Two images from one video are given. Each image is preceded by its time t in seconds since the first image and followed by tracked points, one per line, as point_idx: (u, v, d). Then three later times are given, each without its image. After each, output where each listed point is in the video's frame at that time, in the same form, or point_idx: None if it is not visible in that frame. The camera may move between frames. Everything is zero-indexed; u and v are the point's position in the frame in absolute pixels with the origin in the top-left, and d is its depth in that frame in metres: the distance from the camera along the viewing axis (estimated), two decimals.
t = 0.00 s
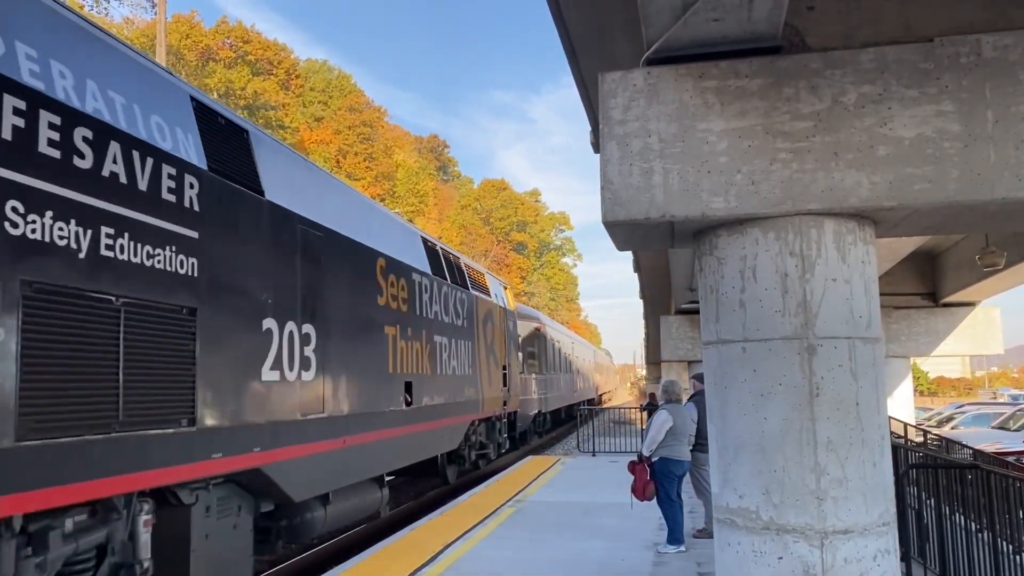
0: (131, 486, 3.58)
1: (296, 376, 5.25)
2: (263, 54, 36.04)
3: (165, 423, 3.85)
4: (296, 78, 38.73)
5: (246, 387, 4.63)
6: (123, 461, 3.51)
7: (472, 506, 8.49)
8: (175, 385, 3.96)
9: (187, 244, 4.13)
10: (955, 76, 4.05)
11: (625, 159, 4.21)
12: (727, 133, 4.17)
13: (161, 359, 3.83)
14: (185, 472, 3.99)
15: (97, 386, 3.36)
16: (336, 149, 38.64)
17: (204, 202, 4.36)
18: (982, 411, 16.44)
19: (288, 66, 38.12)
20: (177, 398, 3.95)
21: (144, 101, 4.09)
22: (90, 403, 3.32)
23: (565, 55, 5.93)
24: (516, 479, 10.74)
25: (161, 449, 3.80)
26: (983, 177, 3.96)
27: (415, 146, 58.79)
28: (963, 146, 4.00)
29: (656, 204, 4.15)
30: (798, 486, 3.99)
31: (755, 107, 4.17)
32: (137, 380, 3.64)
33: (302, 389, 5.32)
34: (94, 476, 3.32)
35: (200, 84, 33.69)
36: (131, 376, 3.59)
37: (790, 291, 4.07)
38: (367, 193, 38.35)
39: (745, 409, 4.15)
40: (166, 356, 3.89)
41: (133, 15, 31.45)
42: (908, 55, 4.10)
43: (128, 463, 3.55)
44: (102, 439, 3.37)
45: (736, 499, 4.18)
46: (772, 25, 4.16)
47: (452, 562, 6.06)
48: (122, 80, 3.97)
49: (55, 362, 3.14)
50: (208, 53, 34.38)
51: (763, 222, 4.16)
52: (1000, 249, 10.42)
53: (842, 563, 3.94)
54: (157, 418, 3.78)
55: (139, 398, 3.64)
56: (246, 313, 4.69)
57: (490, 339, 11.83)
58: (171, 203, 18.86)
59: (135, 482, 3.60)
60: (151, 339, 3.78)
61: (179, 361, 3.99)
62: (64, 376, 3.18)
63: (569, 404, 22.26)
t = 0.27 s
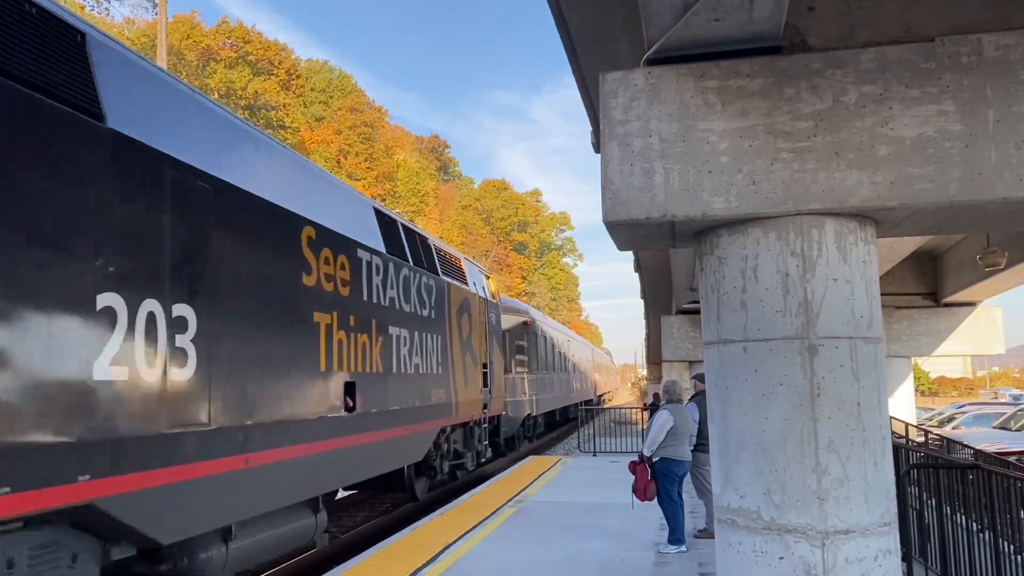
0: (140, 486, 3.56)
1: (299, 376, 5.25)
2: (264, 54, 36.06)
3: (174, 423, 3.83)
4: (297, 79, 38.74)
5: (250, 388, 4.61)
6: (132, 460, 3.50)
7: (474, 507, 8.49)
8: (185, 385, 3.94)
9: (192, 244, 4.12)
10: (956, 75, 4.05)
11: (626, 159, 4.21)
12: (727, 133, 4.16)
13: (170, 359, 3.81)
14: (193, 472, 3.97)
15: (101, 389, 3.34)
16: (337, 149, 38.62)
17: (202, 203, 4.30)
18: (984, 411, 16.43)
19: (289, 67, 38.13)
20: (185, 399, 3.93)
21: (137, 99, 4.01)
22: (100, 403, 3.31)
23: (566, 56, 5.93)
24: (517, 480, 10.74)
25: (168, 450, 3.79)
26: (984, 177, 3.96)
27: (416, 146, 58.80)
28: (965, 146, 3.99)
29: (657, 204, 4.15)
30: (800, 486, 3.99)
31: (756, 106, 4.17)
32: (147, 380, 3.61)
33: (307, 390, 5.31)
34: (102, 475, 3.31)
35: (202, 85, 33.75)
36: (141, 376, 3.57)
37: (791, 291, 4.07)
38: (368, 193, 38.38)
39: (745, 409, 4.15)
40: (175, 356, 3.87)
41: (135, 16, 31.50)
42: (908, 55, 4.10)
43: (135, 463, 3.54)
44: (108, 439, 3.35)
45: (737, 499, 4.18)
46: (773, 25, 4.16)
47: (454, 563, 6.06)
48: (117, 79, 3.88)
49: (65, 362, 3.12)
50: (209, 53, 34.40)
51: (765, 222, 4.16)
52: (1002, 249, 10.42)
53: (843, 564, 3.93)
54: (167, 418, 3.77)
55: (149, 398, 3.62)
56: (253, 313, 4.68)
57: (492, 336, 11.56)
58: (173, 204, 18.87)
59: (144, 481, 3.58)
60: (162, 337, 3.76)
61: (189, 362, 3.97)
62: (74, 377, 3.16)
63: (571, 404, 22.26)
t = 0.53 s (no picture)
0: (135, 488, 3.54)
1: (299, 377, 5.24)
2: (264, 54, 36.05)
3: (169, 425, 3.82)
4: (297, 79, 38.74)
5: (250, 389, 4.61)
6: (128, 462, 3.48)
7: (474, 507, 8.49)
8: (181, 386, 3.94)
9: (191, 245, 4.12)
10: (957, 75, 4.05)
11: (626, 159, 4.21)
12: (728, 133, 4.16)
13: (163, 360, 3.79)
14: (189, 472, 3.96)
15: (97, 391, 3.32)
16: (338, 149, 38.60)
17: (200, 202, 4.27)
18: (984, 411, 16.43)
19: (289, 67, 38.14)
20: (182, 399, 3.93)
21: (131, 98, 3.94)
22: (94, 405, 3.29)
23: (566, 56, 5.93)
24: (518, 480, 10.73)
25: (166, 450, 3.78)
26: (985, 177, 3.95)
27: (417, 146, 58.81)
28: (966, 145, 3.99)
29: (658, 204, 4.15)
30: (801, 486, 3.98)
31: (756, 106, 4.17)
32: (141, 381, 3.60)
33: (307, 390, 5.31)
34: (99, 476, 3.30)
35: (202, 84, 33.77)
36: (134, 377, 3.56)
37: (792, 291, 4.07)
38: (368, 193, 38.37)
39: (746, 409, 4.15)
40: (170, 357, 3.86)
41: (135, 16, 31.50)
42: (909, 54, 4.10)
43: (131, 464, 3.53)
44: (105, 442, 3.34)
45: (738, 499, 4.18)
46: (774, 25, 4.16)
47: (454, 563, 6.06)
48: (110, 78, 3.82)
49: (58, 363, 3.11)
50: (210, 53, 34.41)
51: (766, 222, 4.16)
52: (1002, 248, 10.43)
53: (844, 563, 3.93)
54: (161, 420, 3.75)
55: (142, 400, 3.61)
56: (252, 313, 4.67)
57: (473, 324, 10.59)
58: (173, 204, 18.89)
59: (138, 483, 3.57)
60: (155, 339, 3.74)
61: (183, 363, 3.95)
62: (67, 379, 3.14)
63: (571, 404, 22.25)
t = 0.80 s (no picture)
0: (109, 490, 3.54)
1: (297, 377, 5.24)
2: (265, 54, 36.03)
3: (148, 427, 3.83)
4: (297, 79, 38.72)
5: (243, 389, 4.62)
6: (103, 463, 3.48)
7: (473, 507, 8.49)
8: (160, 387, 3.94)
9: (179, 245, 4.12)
10: (958, 75, 4.04)
11: (626, 159, 4.21)
12: (728, 133, 4.16)
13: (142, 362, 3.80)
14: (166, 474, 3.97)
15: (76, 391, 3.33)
16: (338, 149, 38.56)
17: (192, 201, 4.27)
18: (985, 411, 16.42)
19: (289, 67, 38.14)
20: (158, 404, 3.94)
21: (116, 94, 3.98)
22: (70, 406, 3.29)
23: (568, 56, 5.93)
24: (518, 480, 10.73)
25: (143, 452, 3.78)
26: (986, 176, 3.95)
27: (417, 146, 58.81)
28: (966, 145, 3.99)
29: (658, 204, 4.15)
30: (801, 486, 3.98)
31: (757, 106, 4.17)
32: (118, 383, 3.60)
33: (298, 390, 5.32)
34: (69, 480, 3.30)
35: (202, 84, 33.73)
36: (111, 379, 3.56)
37: (793, 291, 4.07)
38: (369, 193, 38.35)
39: (747, 409, 4.15)
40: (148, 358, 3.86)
41: (136, 16, 31.47)
42: (910, 54, 4.10)
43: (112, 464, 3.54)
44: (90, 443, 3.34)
45: (739, 499, 4.18)
46: (775, 25, 4.15)
47: (453, 563, 6.06)
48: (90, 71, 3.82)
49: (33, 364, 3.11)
50: (210, 53, 34.41)
51: (766, 222, 4.16)
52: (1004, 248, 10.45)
53: (845, 564, 3.93)
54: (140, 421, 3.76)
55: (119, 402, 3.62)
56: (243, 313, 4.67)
57: (445, 315, 9.53)
58: (173, 203, 18.89)
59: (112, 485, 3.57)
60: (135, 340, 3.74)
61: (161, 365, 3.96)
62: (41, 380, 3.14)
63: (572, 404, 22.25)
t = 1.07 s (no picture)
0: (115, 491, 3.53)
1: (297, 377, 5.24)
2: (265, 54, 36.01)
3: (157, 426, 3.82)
4: (298, 79, 38.71)
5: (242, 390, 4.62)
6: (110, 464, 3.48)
7: (473, 506, 8.49)
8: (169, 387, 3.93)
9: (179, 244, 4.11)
10: (959, 75, 4.04)
11: (627, 159, 4.21)
12: (729, 133, 4.16)
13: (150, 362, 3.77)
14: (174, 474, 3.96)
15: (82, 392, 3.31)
16: (339, 148, 38.54)
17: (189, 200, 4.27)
18: (986, 411, 16.41)
19: (290, 67, 38.13)
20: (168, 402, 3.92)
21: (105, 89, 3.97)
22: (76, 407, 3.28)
23: (568, 56, 5.93)
24: (518, 479, 10.72)
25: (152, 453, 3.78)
26: (987, 176, 3.95)
27: (418, 146, 58.81)
28: (967, 145, 3.99)
29: (659, 204, 4.15)
30: (802, 486, 3.98)
31: (757, 106, 4.17)
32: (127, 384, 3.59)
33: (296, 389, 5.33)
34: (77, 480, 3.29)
35: (203, 84, 33.72)
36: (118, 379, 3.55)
37: (793, 291, 4.07)
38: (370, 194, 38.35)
39: (747, 410, 4.15)
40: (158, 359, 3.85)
41: (136, 17, 31.45)
42: (910, 54, 4.10)
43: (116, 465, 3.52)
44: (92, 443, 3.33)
45: (739, 499, 4.18)
46: (775, 25, 4.15)
47: (453, 563, 6.05)
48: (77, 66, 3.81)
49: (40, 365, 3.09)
50: (210, 53, 34.39)
51: (767, 222, 4.16)
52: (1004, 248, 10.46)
53: (846, 563, 3.94)
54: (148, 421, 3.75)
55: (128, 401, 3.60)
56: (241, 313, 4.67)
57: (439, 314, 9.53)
58: (174, 204, 18.87)
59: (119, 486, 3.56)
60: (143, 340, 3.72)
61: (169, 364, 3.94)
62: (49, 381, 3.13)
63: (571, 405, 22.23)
